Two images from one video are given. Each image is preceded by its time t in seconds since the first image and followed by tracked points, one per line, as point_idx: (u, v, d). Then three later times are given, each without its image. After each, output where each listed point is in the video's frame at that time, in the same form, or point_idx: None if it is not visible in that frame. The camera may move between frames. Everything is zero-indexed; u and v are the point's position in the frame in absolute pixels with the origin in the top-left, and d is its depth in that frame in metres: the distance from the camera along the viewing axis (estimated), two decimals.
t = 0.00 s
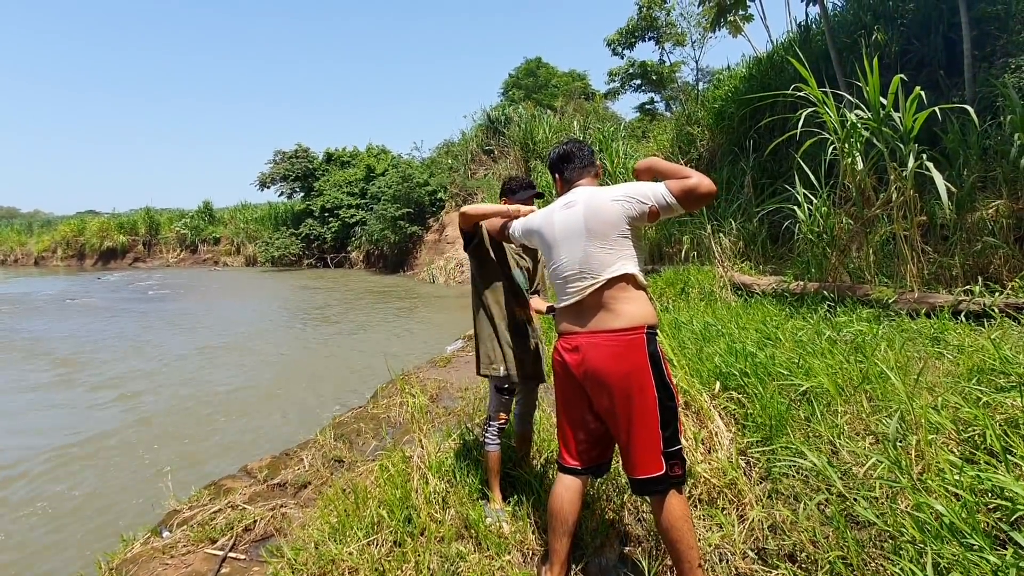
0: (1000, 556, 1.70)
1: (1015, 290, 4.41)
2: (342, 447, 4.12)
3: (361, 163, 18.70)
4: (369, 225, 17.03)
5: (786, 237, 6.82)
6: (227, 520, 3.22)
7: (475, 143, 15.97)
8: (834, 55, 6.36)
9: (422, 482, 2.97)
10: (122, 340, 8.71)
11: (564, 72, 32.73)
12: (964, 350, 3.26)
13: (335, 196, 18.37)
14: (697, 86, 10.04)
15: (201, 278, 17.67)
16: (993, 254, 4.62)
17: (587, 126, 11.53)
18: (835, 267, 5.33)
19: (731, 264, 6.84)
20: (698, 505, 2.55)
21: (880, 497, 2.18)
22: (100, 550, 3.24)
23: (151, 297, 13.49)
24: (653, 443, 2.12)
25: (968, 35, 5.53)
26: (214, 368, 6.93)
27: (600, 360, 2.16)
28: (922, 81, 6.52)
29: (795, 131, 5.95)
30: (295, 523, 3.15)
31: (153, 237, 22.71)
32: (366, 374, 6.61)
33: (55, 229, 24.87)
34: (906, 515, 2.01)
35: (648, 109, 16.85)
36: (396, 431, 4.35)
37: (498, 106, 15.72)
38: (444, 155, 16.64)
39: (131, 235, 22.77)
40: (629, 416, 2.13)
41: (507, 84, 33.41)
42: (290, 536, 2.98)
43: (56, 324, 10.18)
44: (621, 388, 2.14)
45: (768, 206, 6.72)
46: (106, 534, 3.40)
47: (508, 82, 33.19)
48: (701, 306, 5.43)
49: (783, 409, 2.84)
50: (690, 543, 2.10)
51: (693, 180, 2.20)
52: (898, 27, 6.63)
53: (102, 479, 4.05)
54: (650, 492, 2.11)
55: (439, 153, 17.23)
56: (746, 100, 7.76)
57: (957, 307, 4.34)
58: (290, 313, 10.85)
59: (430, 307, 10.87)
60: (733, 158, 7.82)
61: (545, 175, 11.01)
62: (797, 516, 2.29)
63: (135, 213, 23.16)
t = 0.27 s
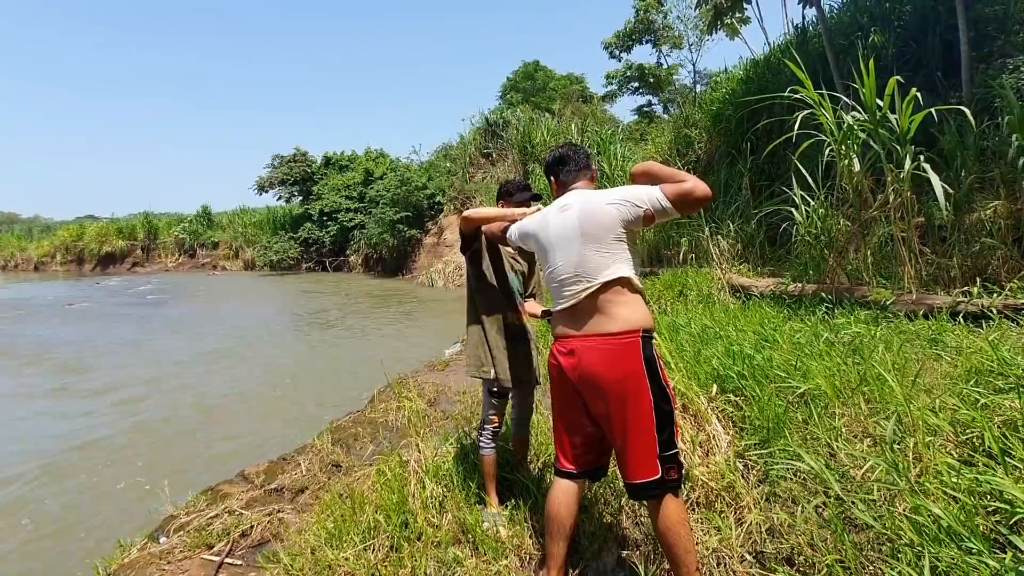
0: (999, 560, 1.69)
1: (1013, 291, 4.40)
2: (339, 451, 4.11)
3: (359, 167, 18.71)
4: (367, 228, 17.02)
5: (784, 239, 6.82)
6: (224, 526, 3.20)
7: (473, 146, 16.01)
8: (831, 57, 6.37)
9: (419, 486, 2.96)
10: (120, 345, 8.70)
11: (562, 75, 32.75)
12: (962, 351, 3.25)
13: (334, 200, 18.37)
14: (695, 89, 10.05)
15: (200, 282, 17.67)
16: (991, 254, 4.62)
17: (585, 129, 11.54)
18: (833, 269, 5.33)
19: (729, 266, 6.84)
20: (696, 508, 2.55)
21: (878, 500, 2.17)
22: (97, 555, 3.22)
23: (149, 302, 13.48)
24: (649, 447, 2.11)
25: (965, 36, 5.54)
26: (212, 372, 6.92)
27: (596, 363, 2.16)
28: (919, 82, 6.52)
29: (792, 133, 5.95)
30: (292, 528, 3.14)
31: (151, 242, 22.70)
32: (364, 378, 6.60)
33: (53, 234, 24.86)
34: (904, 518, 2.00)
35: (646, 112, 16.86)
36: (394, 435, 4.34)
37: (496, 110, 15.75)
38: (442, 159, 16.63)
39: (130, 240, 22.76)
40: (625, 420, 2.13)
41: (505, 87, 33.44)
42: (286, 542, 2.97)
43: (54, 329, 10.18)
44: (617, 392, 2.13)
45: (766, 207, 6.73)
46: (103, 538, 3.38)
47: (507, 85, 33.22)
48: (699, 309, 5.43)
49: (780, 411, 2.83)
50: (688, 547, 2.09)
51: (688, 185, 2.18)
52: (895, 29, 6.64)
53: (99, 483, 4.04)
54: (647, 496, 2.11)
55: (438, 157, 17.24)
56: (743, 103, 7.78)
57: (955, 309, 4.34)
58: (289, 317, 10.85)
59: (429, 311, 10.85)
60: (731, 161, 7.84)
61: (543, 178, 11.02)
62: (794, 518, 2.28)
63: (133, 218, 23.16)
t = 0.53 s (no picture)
0: (988, 552, 1.70)
1: (1008, 293, 4.40)
2: (335, 442, 4.12)
3: (358, 160, 18.68)
4: (366, 222, 17.00)
5: (782, 239, 6.84)
6: (218, 513, 3.21)
7: (473, 142, 16.05)
8: (832, 57, 6.37)
9: (414, 476, 2.97)
10: (117, 335, 8.69)
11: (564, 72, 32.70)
12: (956, 351, 3.27)
13: (332, 193, 18.35)
14: (696, 88, 10.05)
15: (197, 274, 17.64)
16: (987, 256, 4.62)
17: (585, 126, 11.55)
18: (830, 269, 5.34)
19: (727, 264, 6.86)
20: (690, 501, 2.57)
21: (870, 493, 2.19)
22: (91, 543, 3.23)
23: (146, 292, 13.46)
24: (644, 439, 2.12)
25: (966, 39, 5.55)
26: (208, 364, 6.92)
27: (593, 355, 2.16)
28: (920, 84, 6.53)
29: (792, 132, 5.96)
30: (286, 516, 3.14)
31: (149, 233, 22.65)
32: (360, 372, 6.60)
33: (50, 223, 24.78)
34: (895, 511, 2.02)
35: (647, 110, 16.87)
36: (390, 427, 4.35)
37: (496, 106, 15.76)
38: (441, 154, 16.62)
39: (127, 230, 22.70)
40: (621, 411, 2.13)
41: (506, 83, 33.39)
42: (281, 530, 2.98)
43: (51, 318, 10.16)
44: (613, 383, 2.14)
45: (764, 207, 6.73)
46: (97, 527, 3.40)
47: (507, 82, 33.19)
48: (695, 306, 5.45)
49: (775, 406, 2.85)
50: (682, 539, 2.11)
51: (682, 180, 2.14)
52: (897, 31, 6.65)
53: (94, 473, 4.05)
54: (642, 487, 2.12)
55: (437, 152, 17.22)
56: (744, 102, 7.79)
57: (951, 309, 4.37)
58: (286, 310, 10.84)
59: (426, 306, 10.86)
60: (731, 160, 7.85)
61: (543, 175, 11.03)
62: (787, 511, 2.30)
63: (131, 209, 23.11)
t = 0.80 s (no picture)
0: (992, 439, 1.76)
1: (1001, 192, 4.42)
2: (356, 421, 4.21)
3: (340, 144, 18.48)
4: (356, 205, 16.91)
5: (772, 168, 6.81)
6: (254, 501, 3.32)
7: (453, 111, 15.96)
8: None
9: (436, 442, 3.06)
10: (128, 349, 8.79)
11: (534, 27, 32.00)
12: (953, 255, 3.30)
13: (318, 180, 18.21)
14: (670, 25, 9.87)
15: (196, 278, 17.66)
16: (978, 159, 4.62)
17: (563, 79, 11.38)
18: (822, 192, 5.34)
19: (720, 201, 6.85)
20: (704, 432, 2.65)
21: (876, 401, 2.26)
22: (136, 547, 3.37)
23: (149, 303, 13.52)
24: (649, 378, 2.17)
25: None
26: (223, 366, 7.02)
27: (589, 303, 2.21)
28: None
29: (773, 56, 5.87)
30: (319, 495, 3.25)
31: (142, 244, 22.60)
32: (371, 354, 6.68)
33: (43, 247, 24.72)
34: (902, 414, 2.08)
35: (623, 55, 16.59)
36: (407, 400, 4.44)
37: (471, 70, 15.52)
38: (422, 126, 16.43)
39: (120, 244, 22.64)
40: (623, 354, 2.18)
41: (478, 46, 32.74)
42: (316, 509, 3.08)
43: (61, 340, 10.26)
44: (612, 328, 2.19)
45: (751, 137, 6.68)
46: (140, 532, 3.53)
47: (479, 44, 32.54)
48: (692, 246, 5.47)
49: (779, 331, 2.90)
50: (697, 467, 2.16)
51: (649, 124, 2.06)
52: None
53: (128, 485, 4.18)
54: (652, 424, 2.18)
55: (418, 125, 17.03)
56: (721, 32, 7.66)
57: (945, 216, 4.38)
58: (290, 302, 10.90)
59: (427, 281, 10.91)
60: (714, 94, 7.77)
61: (526, 135, 10.92)
62: (798, 429, 2.37)
63: (120, 222, 23.02)
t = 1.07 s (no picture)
0: (953, 521, 1.77)
1: (1013, 292, 4.42)
2: (333, 371, 4.21)
3: (376, 100, 18.41)
4: (379, 164, 16.87)
5: (795, 219, 6.79)
6: (218, 424, 3.33)
7: (493, 92, 15.84)
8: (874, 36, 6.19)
9: (408, 407, 3.06)
10: (125, 253, 8.78)
11: (593, 29, 31.82)
12: (953, 340, 3.30)
13: (347, 131, 18.15)
14: (727, 57, 9.82)
15: (206, 200, 17.62)
16: (999, 255, 4.62)
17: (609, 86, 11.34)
18: (839, 252, 5.33)
19: (736, 239, 6.84)
20: (672, 455, 2.65)
21: (847, 462, 2.26)
22: (93, 442, 3.38)
23: (155, 214, 13.50)
24: (630, 390, 2.17)
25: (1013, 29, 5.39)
26: (214, 291, 7.03)
27: (588, 304, 2.21)
28: (958, 73, 6.38)
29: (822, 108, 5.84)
30: (283, 433, 3.25)
31: (159, 154, 22.53)
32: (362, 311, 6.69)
33: (62, 135, 24.62)
34: (869, 479, 2.09)
35: (674, 76, 16.52)
36: (388, 362, 4.44)
37: (521, 57, 15.46)
38: (460, 101, 16.37)
39: (138, 149, 22.57)
40: (611, 360, 2.19)
41: (533, 35, 32.57)
42: (277, 445, 3.09)
43: (60, 230, 10.25)
44: (605, 332, 2.19)
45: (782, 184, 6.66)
46: (98, 429, 3.55)
47: (534, 34, 32.37)
48: (699, 277, 5.46)
49: (767, 375, 2.90)
50: (657, 486, 2.17)
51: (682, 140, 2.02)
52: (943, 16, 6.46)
53: (97, 384, 4.20)
54: (624, 434, 2.18)
55: (457, 99, 16.97)
56: (777, 75, 7.63)
57: (954, 302, 4.38)
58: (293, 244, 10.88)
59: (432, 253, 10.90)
60: (755, 134, 7.74)
61: (561, 132, 10.89)
62: (765, 472, 2.38)
63: (143, 128, 22.93)
